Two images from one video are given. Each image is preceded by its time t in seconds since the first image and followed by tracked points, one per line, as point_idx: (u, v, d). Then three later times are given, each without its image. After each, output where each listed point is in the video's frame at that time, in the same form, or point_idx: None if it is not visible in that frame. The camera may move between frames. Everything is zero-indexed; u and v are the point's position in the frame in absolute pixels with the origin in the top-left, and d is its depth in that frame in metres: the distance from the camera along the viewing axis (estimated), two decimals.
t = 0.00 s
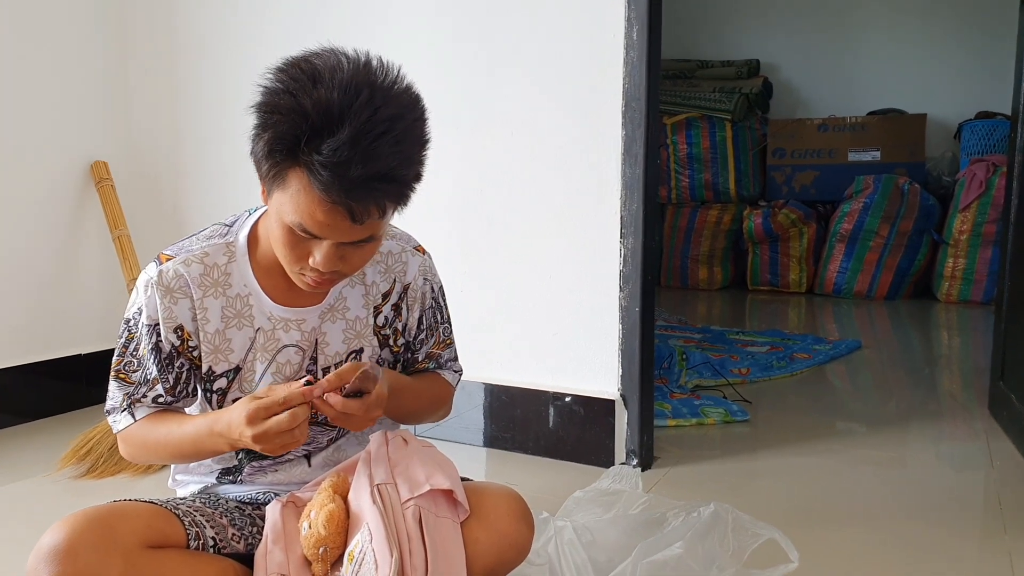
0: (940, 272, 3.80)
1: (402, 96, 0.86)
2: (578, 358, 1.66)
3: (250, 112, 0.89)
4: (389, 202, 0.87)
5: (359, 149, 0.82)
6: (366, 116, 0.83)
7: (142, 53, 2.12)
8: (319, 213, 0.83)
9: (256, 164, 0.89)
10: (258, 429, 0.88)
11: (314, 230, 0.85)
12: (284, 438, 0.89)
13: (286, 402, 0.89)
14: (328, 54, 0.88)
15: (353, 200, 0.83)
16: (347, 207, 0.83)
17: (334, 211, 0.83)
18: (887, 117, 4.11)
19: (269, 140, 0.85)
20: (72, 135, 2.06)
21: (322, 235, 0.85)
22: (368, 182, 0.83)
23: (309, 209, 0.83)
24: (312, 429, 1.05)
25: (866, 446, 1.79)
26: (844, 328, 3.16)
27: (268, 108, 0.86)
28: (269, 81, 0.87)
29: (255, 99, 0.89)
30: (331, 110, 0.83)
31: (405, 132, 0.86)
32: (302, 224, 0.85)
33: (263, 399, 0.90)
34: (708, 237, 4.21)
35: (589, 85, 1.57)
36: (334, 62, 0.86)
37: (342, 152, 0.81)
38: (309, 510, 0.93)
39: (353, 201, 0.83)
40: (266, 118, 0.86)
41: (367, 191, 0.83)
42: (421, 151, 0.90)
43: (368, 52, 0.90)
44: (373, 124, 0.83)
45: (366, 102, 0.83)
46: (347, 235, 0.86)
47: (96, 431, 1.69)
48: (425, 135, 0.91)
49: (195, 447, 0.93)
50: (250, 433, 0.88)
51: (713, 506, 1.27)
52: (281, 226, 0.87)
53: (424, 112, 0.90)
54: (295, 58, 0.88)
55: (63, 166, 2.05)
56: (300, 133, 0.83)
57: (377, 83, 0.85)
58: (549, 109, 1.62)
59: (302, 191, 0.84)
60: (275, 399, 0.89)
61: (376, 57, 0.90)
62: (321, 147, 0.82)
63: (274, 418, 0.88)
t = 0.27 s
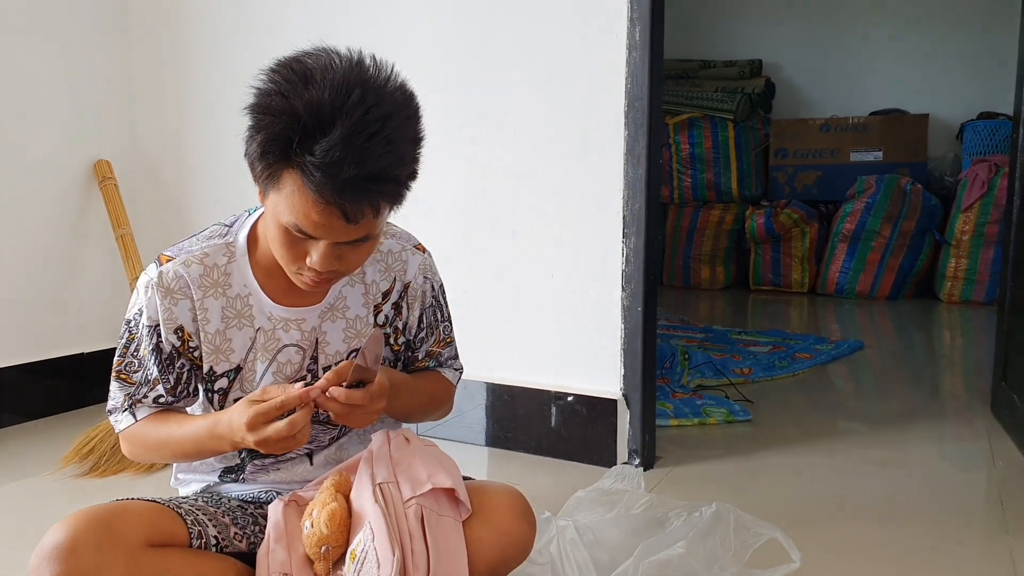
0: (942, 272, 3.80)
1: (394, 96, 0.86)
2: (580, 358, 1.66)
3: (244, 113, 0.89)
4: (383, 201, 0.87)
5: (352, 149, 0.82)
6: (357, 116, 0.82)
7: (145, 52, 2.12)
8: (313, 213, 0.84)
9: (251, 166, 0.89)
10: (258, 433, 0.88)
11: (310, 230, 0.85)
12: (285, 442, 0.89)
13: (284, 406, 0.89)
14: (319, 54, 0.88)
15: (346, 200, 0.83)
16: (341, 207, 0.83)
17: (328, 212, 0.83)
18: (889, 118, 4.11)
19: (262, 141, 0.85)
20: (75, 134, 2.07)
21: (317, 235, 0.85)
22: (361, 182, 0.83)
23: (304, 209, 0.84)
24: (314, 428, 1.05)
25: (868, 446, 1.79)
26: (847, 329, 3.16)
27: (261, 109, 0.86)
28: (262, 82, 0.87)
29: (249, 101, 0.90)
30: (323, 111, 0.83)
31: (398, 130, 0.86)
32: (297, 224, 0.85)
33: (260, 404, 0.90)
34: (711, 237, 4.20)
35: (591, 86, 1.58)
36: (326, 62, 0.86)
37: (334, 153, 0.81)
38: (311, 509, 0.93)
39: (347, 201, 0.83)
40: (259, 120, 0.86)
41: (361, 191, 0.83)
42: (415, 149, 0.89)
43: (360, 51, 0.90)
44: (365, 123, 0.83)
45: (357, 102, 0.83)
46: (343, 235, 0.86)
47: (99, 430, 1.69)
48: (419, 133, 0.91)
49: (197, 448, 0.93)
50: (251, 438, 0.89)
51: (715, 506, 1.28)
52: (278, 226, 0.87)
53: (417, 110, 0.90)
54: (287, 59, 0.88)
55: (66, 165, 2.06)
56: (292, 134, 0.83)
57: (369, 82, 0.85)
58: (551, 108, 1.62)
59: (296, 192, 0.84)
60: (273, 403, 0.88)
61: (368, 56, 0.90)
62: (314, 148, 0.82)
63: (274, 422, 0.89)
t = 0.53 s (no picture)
0: (944, 271, 3.79)
1: (389, 97, 0.86)
2: (581, 358, 1.66)
3: (239, 117, 0.89)
4: (381, 203, 0.87)
5: (348, 152, 0.82)
6: (352, 119, 0.82)
7: (147, 54, 2.13)
8: (311, 216, 0.84)
9: (248, 169, 0.89)
10: (264, 437, 0.88)
11: (308, 232, 0.85)
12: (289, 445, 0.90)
13: (289, 410, 0.89)
14: (314, 56, 0.88)
15: (343, 203, 0.83)
16: (338, 210, 0.83)
17: (325, 215, 0.83)
18: (890, 117, 4.11)
19: (258, 145, 0.85)
20: (76, 136, 2.07)
21: (315, 237, 0.85)
22: (358, 185, 0.83)
23: (301, 213, 0.84)
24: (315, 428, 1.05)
25: (870, 446, 1.79)
26: (849, 328, 3.16)
27: (256, 113, 0.86)
28: (257, 86, 0.87)
29: (245, 105, 0.90)
30: (318, 114, 0.83)
31: (394, 132, 0.85)
32: (295, 227, 0.85)
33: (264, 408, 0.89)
34: (712, 237, 4.20)
35: (591, 86, 1.58)
36: (321, 65, 0.86)
37: (330, 156, 0.81)
38: (312, 510, 0.93)
39: (344, 204, 0.83)
40: (255, 124, 0.86)
41: (358, 194, 0.83)
42: (412, 150, 0.89)
43: (355, 52, 0.90)
44: (360, 126, 0.82)
45: (352, 105, 0.83)
46: (341, 237, 0.86)
47: (101, 431, 1.69)
48: (415, 134, 0.91)
49: (197, 455, 0.93)
50: (256, 442, 0.89)
51: (717, 506, 1.28)
52: (277, 229, 0.87)
53: (413, 111, 0.89)
54: (282, 62, 0.88)
55: (68, 167, 2.06)
56: (288, 138, 0.83)
57: (363, 85, 0.85)
58: (553, 109, 1.62)
59: (293, 195, 0.84)
60: (278, 408, 0.88)
61: (363, 58, 0.89)
62: (310, 152, 0.82)
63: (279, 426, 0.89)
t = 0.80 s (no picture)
0: (943, 284, 3.79)
1: (387, 106, 0.86)
2: (580, 366, 1.65)
3: (236, 124, 0.89)
4: (378, 211, 0.86)
5: (345, 160, 0.82)
6: (350, 128, 0.82)
7: (150, 56, 2.12)
8: (308, 224, 0.83)
9: (246, 176, 0.89)
10: (262, 448, 0.88)
11: (305, 240, 0.85)
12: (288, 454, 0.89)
13: (286, 420, 0.88)
14: (312, 63, 0.87)
15: (340, 211, 0.82)
16: (335, 218, 0.83)
17: (322, 223, 0.83)
18: (891, 130, 4.11)
19: (255, 153, 0.85)
20: (78, 138, 2.06)
21: (313, 245, 0.85)
22: (355, 194, 0.83)
23: (299, 220, 0.83)
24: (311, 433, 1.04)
25: (868, 459, 1.78)
26: (848, 340, 3.15)
27: (254, 121, 0.85)
28: (254, 93, 0.87)
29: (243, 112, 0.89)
30: (315, 123, 0.82)
31: (392, 140, 0.85)
32: (293, 234, 0.85)
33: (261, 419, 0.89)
34: (712, 247, 4.20)
35: (593, 95, 1.57)
36: (319, 73, 0.86)
37: (326, 165, 0.81)
38: (306, 517, 0.92)
39: (341, 213, 0.82)
40: (252, 131, 0.86)
41: (355, 202, 0.83)
42: (409, 158, 0.89)
43: (354, 59, 0.90)
44: (357, 135, 0.82)
45: (350, 113, 0.83)
46: (338, 245, 0.85)
47: (95, 433, 1.68)
48: (414, 142, 0.90)
49: (192, 462, 0.93)
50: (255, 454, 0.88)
51: (713, 518, 1.26)
52: (274, 236, 0.87)
53: (411, 119, 0.89)
54: (279, 69, 0.88)
55: (68, 167, 2.05)
56: (285, 146, 0.83)
57: (361, 93, 0.84)
58: (555, 117, 1.62)
59: (290, 203, 0.83)
60: (277, 421, 0.87)
61: (361, 65, 0.89)
62: (307, 160, 0.82)
63: (278, 438, 0.88)
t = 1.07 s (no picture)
0: (946, 286, 3.78)
1: (380, 113, 0.86)
2: (582, 372, 1.65)
3: (231, 135, 0.89)
4: (373, 218, 0.86)
5: (338, 169, 0.82)
6: (343, 137, 0.82)
7: (150, 70, 2.14)
8: (303, 233, 0.83)
9: (241, 187, 0.89)
10: (259, 462, 0.88)
11: (301, 249, 0.85)
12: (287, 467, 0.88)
13: (284, 433, 0.87)
14: (304, 73, 0.88)
15: (334, 220, 0.82)
16: (330, 227, 0.83)
17: (318, 232, 0.83)
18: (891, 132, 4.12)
19: (250, 164, 0.85)
20: (79, 152, 2.07)
21: (309, 254, 0.85)
22: (349, 203, 0.83)
23: (294, 230, 0.84)
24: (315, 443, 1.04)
25: (873, 462, 1.78)
26: (851, 343, 3.15)
27: (247, 131, 0.86)
28: (248, 104, 0.88)
29: (237, 123, 0.90)
30: (308, 133, 0.83)
31: (385, 148, 0.85)
32: (289, 244, 0.85)
33: (259, 432, 0.88)
34: (713, 252, 4.20)
35: (592, 101, 1.58)
36: (311, 82, 0.86)
37: (319, 174, 0.81)
38: (310, 527, 0.92)
39: (336, 222, 0.83)
40: (246, 142, 0.86)
41: (349, 211, 0.83)
42: (404, 165, 0.89)
43: (347, 67, 0.90)
44: (351, 144, 0.82)
45: (342, 122, 0.83)
46: (334, 253, 0.86)
47: (99, 447, 1.68)
48: (408, 148, 0.90)
49: (194, 475, 0.93)
50: (252, 466, 0.88)
51: (718, 524, 1.26)
52: (271, 247, 0.87)
53: (404, 126, 0.89)
54: (272, 79, 0.88)
55: (69, 182, 2.06)
56: (279, 156, 0.83)
57: (354, 101, 0.85)
58: (553, 124, 1.62)
59: (285, 213, 0.84)
60: (272, 434, 0.87)
61: (353, 73, 0.89)
62: (301, 170, 0.82)
63: (274, 450, 0.87)
